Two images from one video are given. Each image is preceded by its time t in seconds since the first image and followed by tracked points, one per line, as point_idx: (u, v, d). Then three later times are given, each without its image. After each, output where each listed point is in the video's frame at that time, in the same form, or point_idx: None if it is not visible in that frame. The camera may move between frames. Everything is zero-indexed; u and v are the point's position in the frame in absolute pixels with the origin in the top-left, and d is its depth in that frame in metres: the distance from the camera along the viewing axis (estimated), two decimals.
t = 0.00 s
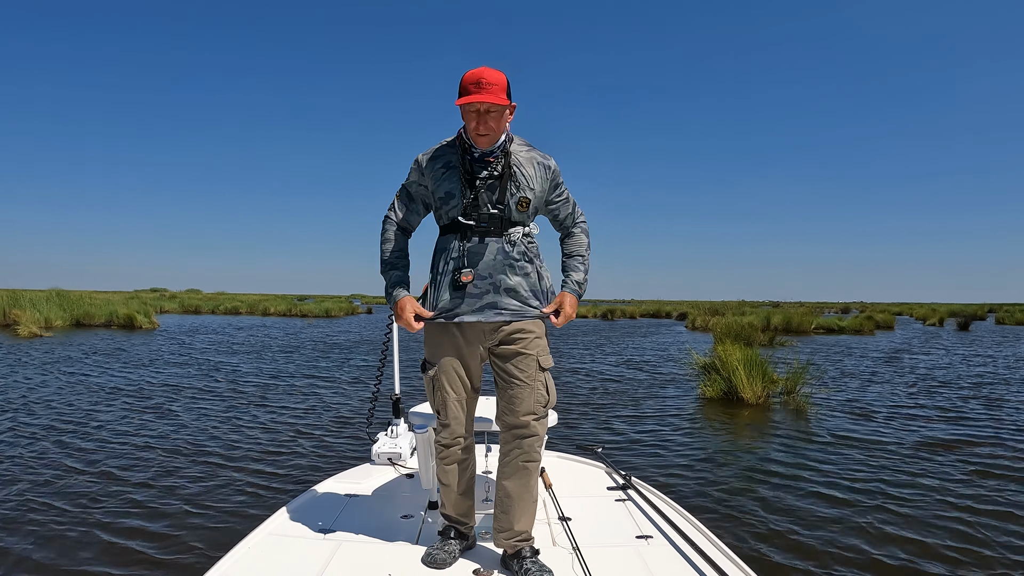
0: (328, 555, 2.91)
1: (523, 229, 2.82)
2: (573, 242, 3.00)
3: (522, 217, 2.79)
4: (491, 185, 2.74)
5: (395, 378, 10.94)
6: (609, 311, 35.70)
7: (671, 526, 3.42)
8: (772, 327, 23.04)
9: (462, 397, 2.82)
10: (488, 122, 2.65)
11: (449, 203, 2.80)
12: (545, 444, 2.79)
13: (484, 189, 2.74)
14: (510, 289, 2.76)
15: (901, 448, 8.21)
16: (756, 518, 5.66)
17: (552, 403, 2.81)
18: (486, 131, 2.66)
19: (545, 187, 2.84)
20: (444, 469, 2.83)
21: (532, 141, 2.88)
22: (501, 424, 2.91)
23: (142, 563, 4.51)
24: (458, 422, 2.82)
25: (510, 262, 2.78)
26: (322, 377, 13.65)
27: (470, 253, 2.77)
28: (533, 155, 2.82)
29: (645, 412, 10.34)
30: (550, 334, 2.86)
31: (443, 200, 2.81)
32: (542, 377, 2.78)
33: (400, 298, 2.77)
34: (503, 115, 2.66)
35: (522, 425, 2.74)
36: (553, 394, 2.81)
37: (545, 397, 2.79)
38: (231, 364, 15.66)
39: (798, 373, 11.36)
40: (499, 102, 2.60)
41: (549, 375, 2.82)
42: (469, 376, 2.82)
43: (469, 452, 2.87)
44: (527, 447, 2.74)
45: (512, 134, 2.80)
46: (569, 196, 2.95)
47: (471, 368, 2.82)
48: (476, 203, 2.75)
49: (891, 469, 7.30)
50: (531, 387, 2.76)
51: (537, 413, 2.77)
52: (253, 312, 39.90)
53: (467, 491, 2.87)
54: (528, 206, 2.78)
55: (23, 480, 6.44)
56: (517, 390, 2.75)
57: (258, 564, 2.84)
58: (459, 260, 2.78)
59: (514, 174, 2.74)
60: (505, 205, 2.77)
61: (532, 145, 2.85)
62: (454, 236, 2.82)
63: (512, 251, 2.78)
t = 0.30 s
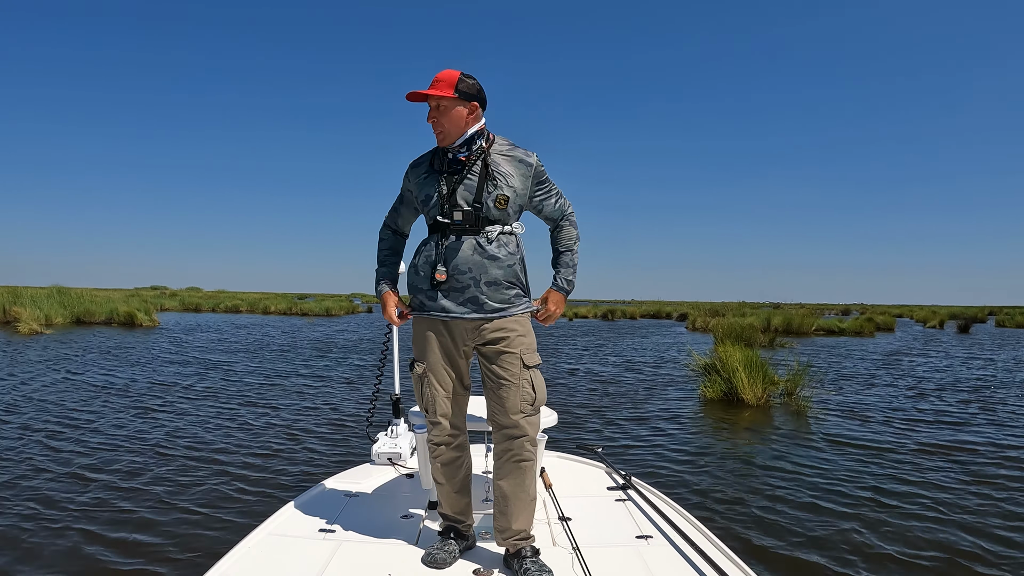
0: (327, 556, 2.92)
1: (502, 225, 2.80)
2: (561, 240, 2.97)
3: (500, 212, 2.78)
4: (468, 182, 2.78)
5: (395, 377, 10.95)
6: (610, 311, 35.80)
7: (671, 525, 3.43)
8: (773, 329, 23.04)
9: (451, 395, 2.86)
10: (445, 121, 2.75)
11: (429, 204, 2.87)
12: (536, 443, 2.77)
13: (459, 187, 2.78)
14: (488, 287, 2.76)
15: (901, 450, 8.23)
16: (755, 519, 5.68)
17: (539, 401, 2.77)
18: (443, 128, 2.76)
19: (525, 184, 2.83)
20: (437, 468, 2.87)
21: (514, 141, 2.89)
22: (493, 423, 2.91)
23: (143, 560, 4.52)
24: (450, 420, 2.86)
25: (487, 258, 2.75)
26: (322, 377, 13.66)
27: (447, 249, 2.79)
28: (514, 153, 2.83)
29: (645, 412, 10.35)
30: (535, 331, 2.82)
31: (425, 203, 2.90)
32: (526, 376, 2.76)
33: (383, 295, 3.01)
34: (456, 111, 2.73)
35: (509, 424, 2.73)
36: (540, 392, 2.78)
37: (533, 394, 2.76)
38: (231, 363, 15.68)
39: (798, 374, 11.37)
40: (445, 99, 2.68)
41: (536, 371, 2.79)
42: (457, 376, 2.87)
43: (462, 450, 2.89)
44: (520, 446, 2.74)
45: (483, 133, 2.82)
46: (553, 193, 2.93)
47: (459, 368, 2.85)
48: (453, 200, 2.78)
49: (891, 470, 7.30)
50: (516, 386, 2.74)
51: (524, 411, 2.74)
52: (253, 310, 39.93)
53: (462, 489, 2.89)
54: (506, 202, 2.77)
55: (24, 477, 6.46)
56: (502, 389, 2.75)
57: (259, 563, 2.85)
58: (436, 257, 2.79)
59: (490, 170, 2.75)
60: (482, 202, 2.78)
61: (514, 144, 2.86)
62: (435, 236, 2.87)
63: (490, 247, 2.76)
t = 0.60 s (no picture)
0: (327, 556, 2.93)
1: (489, 222, 2.79)
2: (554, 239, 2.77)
3: (485, 210, 2.78)
4: (458, 182, 2.86)
5: (396, 377, 10.98)
6: (611, 311, 35.79)
7: (671, 525, 3.45)
8: (774, 330, 23.01)
9: (450, 396, 2.89)
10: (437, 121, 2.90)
11: (428, 206, 3.03)
12: (532, 443, 2.77)
13: (451, 186, 2.88)
14: (471, 282, 2.75)
15: (902, 453, 8.22)
16: (755, 521, 5.68)
17: (532, 402, 2.76)
18: (436, 128, 2.92)
19: (515, 181, 2.80)
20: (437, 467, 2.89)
21: (512, 140, 2.90)
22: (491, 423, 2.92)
23: (145, 558, 4.55)
24: (448, 420, 2.88)
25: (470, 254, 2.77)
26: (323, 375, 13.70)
27: (438, 246, 2.88)
28: (506, 151, 2.83)
29: (645, 414, 10.36)
30: (528, 332, 2.80)
31: (426, 205, 3.06)
32: (518, 378, 2.75)
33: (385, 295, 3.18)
34: (446, 111, 2.86)
35: (500, 425, 2.75)
36: (532, 394, 2.76)
37: (528, 395, 2.75)
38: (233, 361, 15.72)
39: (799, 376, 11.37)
40: (434, 99, 2.84)
41: (530, 372, 2.79)
42: (454, 376, 2.88)
43: (461, 449, 2.90)
44: (517, 447, 2.74)
45: (476, 131, 2.90)
46: (549, 190, 2.82)
47: (456, 367, 2.87)
48: (444, 199, 2.88)
49: (891, 474, 7.30)
50: (507, 388, 2.74)
51: (516, 413, 2.74)
52: (255, 307, 39.98)
53: (461, 488, 2.90)
54: (491, 199, 2.77)
55: (26, 474, 6.48)
56: (494, 391, 2.75)
57: (260, 563, 2.87)
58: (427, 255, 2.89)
59: (476, 167, 2.80)
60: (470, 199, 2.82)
61: (510, 143, 2.86)
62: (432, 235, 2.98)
63: (474, 243, 2.77)
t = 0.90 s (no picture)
0: (327, 556, 2.94)
1: (483, 221, 2.79)
2: (543, 240, 2.70)
3: (479, 208, 2.78)
4: (456, 181, 2.87)
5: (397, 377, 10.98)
6: (612, 312, 35.79)
7: (671, 525, 3.45)
8: (775, 331, 23.01)
9: (450, 395, 2.89)
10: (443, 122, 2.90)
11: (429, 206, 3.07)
12: (532, 443, 2.77)
13: (450, 185, 2.89)
14: (466, 281, 2.75)
15: (903, 455, 8.21)
16: (755, 522, 5.67)
17: (531, 402, 2.76)
18: (440, 130, 2.93)
19: (511, 181, 2.79)
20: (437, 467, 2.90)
21: (512, 140, 2.89)
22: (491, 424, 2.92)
23: (144, 557, 4.54)
24: (449, 419, 2.89)
25: (463, 253, 2.77)
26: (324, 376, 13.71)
27: (436, 245, 2.89)
28: (504, 151, 2.83)
29: (646, 414, 10.36)
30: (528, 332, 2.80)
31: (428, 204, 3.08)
32: (516, 379, 2.75)
33: (393, 312, 3.28)
34: (448, 112, 2.87)
35: (500, 425, 2.75)
36: (532, 393, 2.77)
37: (528, 394, 2.76)
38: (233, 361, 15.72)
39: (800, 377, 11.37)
40: (437, 101, 2.85)
41: (530, 371, 2.79)
42: (454, 376, 2.89)
43: (461, 449, 2.91)
44: (516, 447, 2.75)
45: (478, 131, 2.90)
46: (544, 191, 2.78)
47: (455, 367, 2.87)
48: (443, 198, 2.90)
49: (891, 475, 7.29)
50: (506, 388, 2.74)
51: (515, 413, 2.75)
52: (256, 307, 39.99)
53: (461, 488, 2.91)
54: (484, 198, 2.77)
55: (27, 473, 6.48)
56: (493, 391, 2.76)
57: (260, 563, 2.88)
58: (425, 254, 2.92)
59: (473, 167, 2.81)
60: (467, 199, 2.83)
61: (508, 143, 2.85)
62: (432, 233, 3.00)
63: (467, 242, 2.77)
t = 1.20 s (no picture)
0: (327, 556, 2.94)
1: (481, 222, 2.79)
2: (537, 243, 2.71)
3: (477, 209, 2.78)
4: (455, 181, 2.87)
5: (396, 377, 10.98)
6: (613, 312, 35.81)
7: (671, 525, 3.45)
8: (776, 331, 23.01)
9: (448, 395, 2.89)
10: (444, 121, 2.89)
11: (427, 204, 3.06)
12: (530, 443, 2.77)
13: (449, 185, 2.89)
14: (464, 281, 2.76)
15: (903, 454, 8.21)
16: (755, 522, 5.67)
17: (529, 401, 2.76)
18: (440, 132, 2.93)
19: (509, 183, 2.80)
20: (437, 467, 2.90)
21: (512, 142, 2.90)
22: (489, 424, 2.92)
23: (145, 558, 4.54)
24: (447, 419, 2.88)
25: (460, 253, 2.77)
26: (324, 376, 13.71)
27: (433, 244, 2.89)
28: (503, 153, 2.83)
29: (646, 414, 10.36)
30: (525, 332, 2.80)
31: (427, 203, 3.08)
32: (514, 378, 2.75)
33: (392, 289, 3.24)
34: (448, 114, 2.87)
35: (498, 424, 2.75)
36: (530, 392, 2.77)
37: (525, 393, 2.76)
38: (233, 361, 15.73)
39: (801, 377, 11.36)
40: (437, 102, 2.85)
41: (528, 371, 2.79)
42: (452, 375, 2.88)
43: (460, 448, 2.91)
44: (514, 446, 2.75)
45: (478, 132, 2.90)
46: (541, 195, 2.79)
47: (453, 366, 2.88)
48: (442, 198, 2.89)
49: (891, 475, 7.29)
50: (504, 388, 2.74)
51: (514, 412, 2.75)
52: (257, 307, 40.00)
53: (460, 488, 2.91)
54: (482, 199, 2.77)
55: (27, 473, 6.49)
56: (491, 390, 2.76)
57: (260, 562, 2.88)
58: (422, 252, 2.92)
59: (472, 167, 2.81)
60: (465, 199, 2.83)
61: (507, 145, 2.86)
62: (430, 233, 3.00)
63: (465, 243, 2.77)
